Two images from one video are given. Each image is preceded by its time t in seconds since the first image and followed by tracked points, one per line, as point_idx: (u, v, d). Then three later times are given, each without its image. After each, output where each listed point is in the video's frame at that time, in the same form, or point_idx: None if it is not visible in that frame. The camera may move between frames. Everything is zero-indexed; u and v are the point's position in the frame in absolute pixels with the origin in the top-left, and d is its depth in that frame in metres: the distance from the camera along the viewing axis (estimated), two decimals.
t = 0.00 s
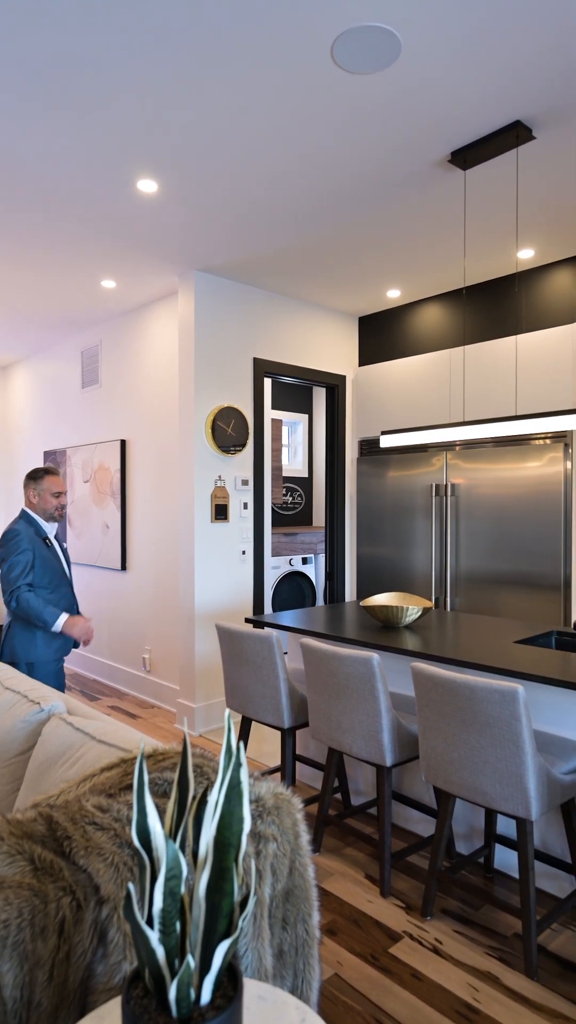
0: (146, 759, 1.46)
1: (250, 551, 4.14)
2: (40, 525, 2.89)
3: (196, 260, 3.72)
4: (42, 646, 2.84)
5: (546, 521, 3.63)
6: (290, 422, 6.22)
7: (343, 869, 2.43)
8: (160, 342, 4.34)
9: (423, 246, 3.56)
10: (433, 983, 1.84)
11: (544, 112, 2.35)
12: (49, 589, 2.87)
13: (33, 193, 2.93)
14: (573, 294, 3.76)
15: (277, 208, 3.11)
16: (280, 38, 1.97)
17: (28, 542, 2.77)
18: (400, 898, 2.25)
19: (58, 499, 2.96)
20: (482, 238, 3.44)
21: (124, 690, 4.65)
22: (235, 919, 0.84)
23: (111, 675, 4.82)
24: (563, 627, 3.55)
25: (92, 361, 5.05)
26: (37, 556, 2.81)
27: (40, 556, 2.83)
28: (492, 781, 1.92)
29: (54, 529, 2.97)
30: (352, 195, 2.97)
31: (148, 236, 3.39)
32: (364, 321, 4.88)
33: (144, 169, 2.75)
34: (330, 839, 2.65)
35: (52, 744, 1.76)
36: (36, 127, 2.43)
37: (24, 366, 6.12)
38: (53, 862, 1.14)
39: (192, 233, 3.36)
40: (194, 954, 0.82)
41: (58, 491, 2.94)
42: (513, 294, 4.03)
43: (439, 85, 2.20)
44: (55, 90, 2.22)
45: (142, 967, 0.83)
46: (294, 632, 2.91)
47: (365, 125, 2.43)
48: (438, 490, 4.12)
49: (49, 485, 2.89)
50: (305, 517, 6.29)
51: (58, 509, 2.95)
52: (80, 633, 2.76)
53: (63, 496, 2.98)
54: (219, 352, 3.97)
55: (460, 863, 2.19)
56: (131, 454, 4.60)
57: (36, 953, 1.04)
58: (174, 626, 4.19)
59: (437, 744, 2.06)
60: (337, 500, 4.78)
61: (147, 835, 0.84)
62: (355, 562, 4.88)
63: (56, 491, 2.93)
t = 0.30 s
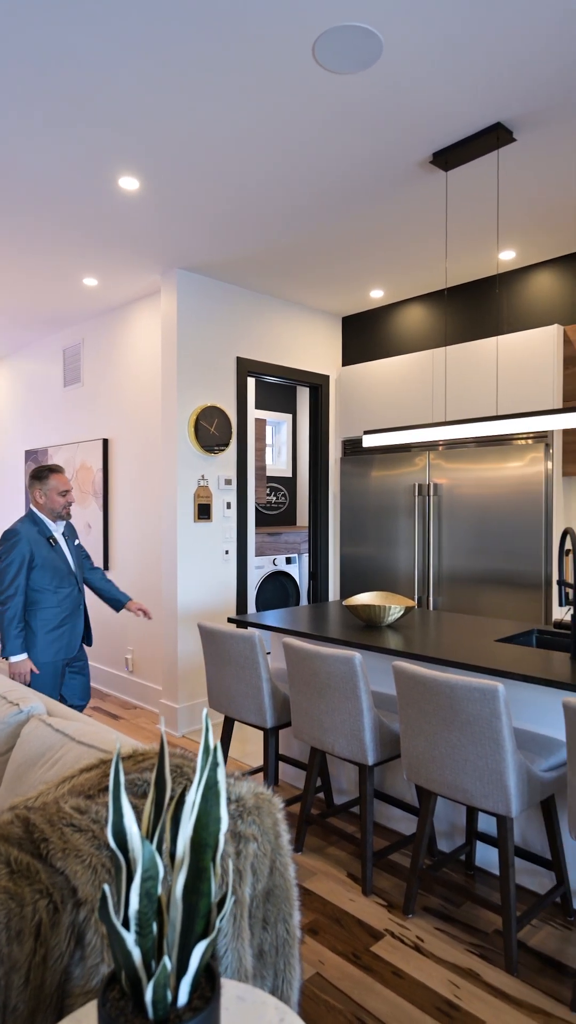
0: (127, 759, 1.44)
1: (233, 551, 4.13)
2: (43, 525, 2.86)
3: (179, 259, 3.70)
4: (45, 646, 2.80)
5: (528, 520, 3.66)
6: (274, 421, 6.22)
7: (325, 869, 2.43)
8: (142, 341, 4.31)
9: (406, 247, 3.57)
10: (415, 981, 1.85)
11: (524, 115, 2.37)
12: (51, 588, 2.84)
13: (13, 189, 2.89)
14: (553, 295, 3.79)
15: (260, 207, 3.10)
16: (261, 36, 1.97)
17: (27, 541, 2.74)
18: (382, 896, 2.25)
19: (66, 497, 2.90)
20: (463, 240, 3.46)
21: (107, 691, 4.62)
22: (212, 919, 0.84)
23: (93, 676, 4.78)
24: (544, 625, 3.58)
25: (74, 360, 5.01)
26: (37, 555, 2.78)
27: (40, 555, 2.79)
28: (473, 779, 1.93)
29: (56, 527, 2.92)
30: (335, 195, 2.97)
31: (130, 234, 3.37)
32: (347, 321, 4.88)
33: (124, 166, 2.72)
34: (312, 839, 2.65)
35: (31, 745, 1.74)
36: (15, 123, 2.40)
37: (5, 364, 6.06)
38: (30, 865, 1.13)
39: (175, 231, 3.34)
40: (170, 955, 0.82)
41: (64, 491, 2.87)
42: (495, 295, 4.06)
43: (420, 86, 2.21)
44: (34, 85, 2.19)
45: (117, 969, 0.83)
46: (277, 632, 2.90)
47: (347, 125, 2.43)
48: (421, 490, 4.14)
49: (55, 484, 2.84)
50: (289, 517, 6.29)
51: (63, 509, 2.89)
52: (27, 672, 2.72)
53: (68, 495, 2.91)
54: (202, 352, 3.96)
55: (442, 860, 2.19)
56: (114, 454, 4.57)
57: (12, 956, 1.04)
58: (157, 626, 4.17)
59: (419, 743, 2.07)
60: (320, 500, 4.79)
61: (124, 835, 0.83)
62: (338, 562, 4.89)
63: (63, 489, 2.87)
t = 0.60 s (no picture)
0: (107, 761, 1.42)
1: (216, 551, 4.11)
2: (42, 524, 2.84)
3: (162, 257, 3.68)
4: (34, 646, 2.78)
5: (509, 520, 3.68)
6: (258, 421, 6.21)
7: (308, 869, 2.43)
8: (125, 340, 4.28)
9: (389, 248, 3.58)
10: (398, 979, 1.85)
11: (505, 117, 2.39)
12: (44, 589, 2.81)
13: None
14: (534, 297, 3.83)
15: (243, 206, 3.09)
16: (244, 35, 1.96)
17: (18, 540, 2.75)
18: (365, 896, 2.25)
19: (72, 497, 2.85)
20: (445, 240, 3.48)
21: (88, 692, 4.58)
22: (193, 921, 0.83)
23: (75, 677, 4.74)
24: (525, 624, 3.61)
25: (55, 358, 4.97)
26: (30, 554, 2.77)
27: (34, 556, 2.78)
28: (455, 777, 1.94)
29: (55, 527, 2.89)
30: (317, 194, 2.97)
31: (112, 232, 3.34)
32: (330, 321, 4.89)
33: (106, 164, 2.70)
34: (295, 839, 2.65)
35: (10, 748, 1.72)
36: None
37: None
38: (8, 869, 1.10)
39: (158, 230, 3.32)
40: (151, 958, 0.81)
41: (72, 492, 2.84)
42: (477, 296, 4.09)
43: (403, 87, 2.22)
44: (13, 79, 2.16)
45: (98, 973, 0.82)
46: (260, 631, 2.90)
47: (330, 125, 2.43)
48: (404, 490, 4.16)
49: (61, 483, 2.80)
50: (273, 517, 6.28)
51: (68, 510, 2.85)
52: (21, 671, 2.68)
53: (74, 496, 2.87)
54: (185, 351, 3.94)
55: (424, 859, 2.20)
56: (96, 453, 4.53)
57: None
58: (139, 627, 4.14)
59: (402, 741, 2.07)
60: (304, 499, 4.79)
61: (103, 838, 0.82)
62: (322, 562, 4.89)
63: (68, 489, 2.82)
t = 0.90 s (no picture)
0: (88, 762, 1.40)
1: (200, 551, 4.10)
2: (58, 522, 2.88)
3: (144, 256, 3.66)
4: (42, 643, 2.81)
5: (491, 520, 3.71)
6: (241, 421, 6.20)
7: (292, 869, 2.43)
8: (107, 338, 4.25)
9: (372, 248, 3.59)
10: (380, 978, 1.86)
11: (487, 119, 2.40)
12: (54, 588, 2.83)
13: None
14: (516, 298, 3.86)
15: (226, 205, 3.08)
16: (227, 32, 1.95)
17: (31, 539, 2.80)
18: (348, 895, 2.26)
19: (89, 497, 2.85)
20: (428, 241, 3.49)
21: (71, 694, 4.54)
22: (173, 923, 0.83)
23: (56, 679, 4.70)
24: (507, 623, 3.64)
25: (37, 356, 4.92)
26: (42, 553, 2.81)
27: (47, 555, 2.82)
28: (438, 776, 1.95)
29: (71, 526, 2.91)
30: (300, 194, 2.97)
31: (94, 230, 3.32)
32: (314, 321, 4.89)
33: (87, 161, 2.68)
34: (278, 839, 2.65)
35: None
36: None
37: None
38: None
39: (140, 228, 3.30)
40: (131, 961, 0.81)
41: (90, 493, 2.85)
42: (459, 297, 4.11)
43: (385, 87, 2.22)
44: None
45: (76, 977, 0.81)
46: (243, 631, 2.89)
47: (313, 125, 2.43)
48: (387, 490, 4.17)
49: (78, 482, 2.81)
50: (256, 517, 6.27)
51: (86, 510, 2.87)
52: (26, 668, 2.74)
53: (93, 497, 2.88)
54: (168, 350, 3.92)
55: (407, 857, 2.21)
56: (78, 452, 4.49)
57: None
58: (122, 627, 4.11)
59: (384, 740, 2.08)
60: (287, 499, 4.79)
61: (82, 841, 0.81)
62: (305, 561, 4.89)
63: (85, 489, 2.83)
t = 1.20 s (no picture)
0: (69, 764, 1.38)
1: (183, 551, 4.08)
2: (71, 519, 2.87)
3: (126, 253, 3.63)
4: (49, 639, 2.81)
5: (474, 520, 3.73)
6: (225, 421, 6.18)
7: (275, 869, 2.42)
8: (90, 336, 4.22)
9: (356, 248, 3.59)
10: (363, 977, 1.86)
11: (471, 120, 2.41)
12: (63, 585, 2.82)
13: None
14: (498, 298, 3.88)
15: (209, 204, 3.07)
16: (211, 30, 1.94)
17: (44, 534, 2.81)
18: (332, 895, 2.25)
19: (102, 496, 2.84)
20: (411, 242, 3.50)
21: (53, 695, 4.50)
22: (154, 927, 0.82)
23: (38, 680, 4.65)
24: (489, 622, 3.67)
25: (18, 354, 4.87)
26: (54, 550, 2.81)
27: (59, 551, 2.82)
28: (421, 774, 1.95)
29: (84, 525, 2.90)
30: (284, 193, 2.97)
31: (76, 227, 3.29)
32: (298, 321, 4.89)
33: (69, 157, 2.65)
34: (262, 839, 2.64)
35: None
36: None
37: None
38: None
39: (123, 225, 3.28)
40: (112, 966, 0.80)
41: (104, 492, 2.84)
42: (442, 298, 4.13)
43: (368, 87, 2.22)
44: None
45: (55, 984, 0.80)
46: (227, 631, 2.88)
47: (296, 124, 2.43)
48: (371, 490, 4.18)
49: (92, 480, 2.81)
50: (240, 517, 6.26)
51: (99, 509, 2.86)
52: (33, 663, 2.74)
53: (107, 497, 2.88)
54: (151, 349, 3.90)
55: (390, 856, 2.21)
56: (60, 451, 4.45)
57: None
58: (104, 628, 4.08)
59: (368, 740, 2.08)
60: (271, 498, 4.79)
61: (61, 844, 0.80)
62: (289, 561, 4.89)
63: (99, 488, 2.82)
